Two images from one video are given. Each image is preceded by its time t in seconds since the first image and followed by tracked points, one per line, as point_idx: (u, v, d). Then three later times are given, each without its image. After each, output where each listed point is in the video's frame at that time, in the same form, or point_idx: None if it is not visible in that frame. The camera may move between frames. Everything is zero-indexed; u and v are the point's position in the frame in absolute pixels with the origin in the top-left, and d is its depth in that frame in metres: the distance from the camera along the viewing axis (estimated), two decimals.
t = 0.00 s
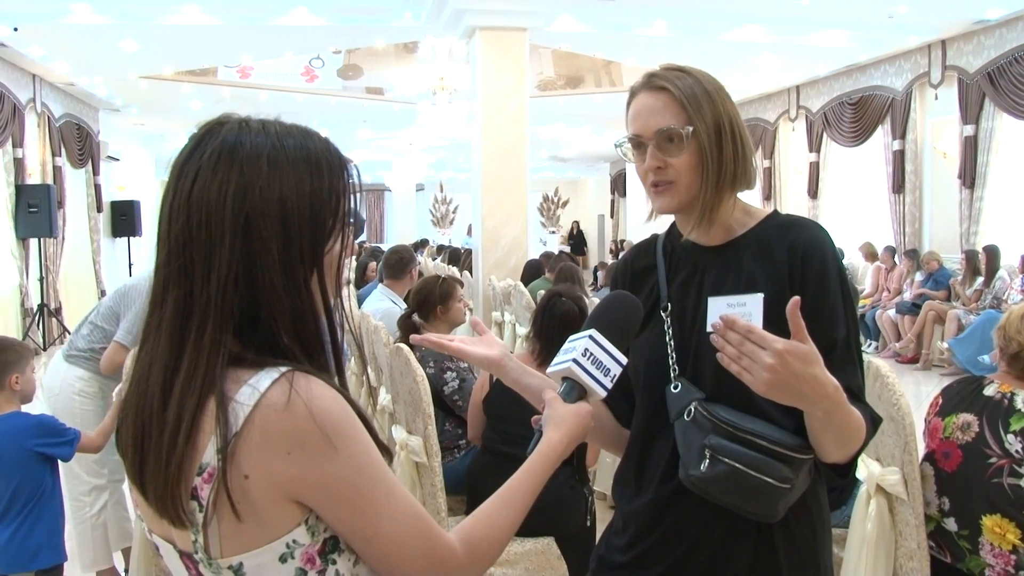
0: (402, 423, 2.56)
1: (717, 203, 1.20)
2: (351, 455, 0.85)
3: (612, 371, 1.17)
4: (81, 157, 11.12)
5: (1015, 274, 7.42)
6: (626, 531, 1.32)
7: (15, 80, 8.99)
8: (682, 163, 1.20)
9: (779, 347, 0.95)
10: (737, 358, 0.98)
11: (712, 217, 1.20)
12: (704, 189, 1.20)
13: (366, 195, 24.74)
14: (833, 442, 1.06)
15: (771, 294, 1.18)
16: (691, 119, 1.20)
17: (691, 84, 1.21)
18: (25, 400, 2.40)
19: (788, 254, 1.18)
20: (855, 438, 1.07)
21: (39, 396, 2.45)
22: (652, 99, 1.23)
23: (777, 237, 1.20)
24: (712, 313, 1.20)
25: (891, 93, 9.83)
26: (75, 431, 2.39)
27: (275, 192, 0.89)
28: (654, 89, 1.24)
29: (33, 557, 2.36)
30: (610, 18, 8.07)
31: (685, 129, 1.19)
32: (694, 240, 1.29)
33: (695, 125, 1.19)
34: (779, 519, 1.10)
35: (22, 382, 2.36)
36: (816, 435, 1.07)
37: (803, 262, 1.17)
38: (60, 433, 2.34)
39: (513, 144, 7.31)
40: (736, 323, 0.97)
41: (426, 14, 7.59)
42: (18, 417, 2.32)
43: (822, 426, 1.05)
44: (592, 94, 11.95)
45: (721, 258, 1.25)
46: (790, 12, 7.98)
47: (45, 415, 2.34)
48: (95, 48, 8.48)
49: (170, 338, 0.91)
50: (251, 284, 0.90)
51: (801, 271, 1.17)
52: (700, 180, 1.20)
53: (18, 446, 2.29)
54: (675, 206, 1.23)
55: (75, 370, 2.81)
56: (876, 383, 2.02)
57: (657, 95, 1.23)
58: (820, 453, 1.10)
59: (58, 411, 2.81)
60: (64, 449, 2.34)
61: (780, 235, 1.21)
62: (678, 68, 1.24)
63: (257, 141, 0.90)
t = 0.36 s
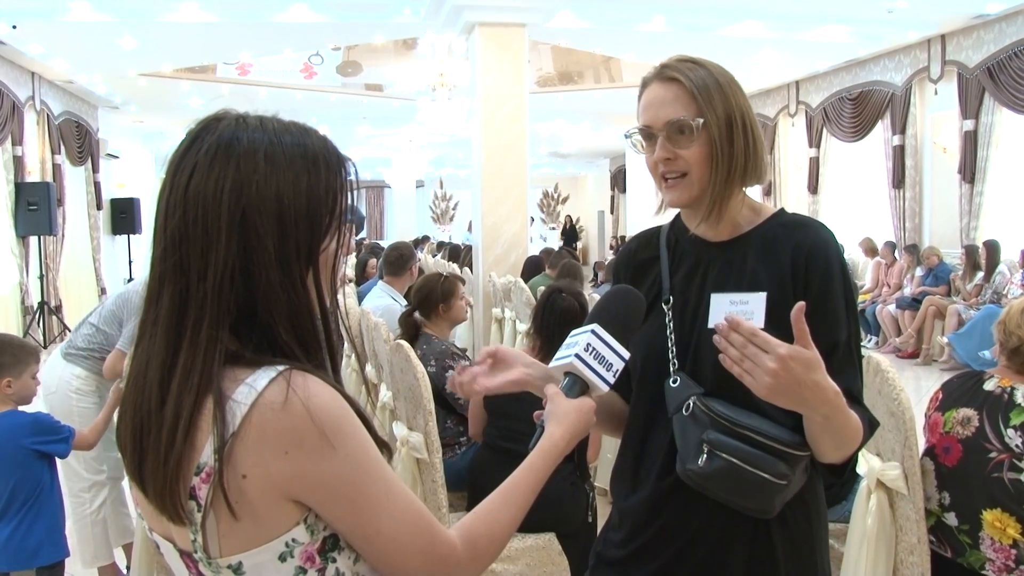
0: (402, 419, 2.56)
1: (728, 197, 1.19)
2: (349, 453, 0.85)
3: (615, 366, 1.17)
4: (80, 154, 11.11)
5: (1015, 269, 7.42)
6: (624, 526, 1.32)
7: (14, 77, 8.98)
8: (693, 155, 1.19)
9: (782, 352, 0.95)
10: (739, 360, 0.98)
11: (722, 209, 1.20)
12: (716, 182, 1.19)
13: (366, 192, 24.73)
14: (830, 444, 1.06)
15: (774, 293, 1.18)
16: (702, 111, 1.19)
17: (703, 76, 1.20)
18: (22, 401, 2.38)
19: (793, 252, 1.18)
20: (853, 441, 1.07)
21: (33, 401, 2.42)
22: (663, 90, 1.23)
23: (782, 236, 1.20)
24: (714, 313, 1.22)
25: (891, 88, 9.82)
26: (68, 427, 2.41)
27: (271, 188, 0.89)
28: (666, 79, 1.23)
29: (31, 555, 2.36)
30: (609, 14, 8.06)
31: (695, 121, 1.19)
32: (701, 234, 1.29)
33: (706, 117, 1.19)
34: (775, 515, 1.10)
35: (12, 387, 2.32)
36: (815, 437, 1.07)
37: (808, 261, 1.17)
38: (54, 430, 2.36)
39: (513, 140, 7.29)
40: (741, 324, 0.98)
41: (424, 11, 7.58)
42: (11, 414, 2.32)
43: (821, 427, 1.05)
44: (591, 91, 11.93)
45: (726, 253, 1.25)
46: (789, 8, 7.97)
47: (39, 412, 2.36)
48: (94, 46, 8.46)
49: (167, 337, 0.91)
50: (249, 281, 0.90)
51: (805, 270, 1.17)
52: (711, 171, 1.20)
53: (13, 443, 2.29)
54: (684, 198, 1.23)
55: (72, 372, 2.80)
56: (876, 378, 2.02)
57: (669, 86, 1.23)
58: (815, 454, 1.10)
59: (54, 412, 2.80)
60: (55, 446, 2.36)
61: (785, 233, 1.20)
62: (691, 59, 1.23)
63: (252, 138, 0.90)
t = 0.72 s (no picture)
0: (404, 416, 2.56)
1: (735, 193, 1.19)
2: (351, 451, 0.85)
3: (618, 362, 1.17)
4: (83, 151, 11.12)
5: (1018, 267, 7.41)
6: (623, 522, 1.32)
7: (17, 74, 8.99)
8: (699, 151, 1.19)
9: (779, 354, 0.95)
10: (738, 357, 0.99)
11: (730, 206, 1.20)
12: (723, 177, 1.19)
13: (368, 188, 24.73)
14: (827, 447, 1.06)
15: (782, 294, 1.18)
16: (708, 106, 1.19)
17: (714, 71, 1.20)
18: (22, 401, 2.38)
19: (801, 252, 1.18)
20: (850, 443, 1.07)
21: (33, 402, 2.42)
22: (673, 85, 1.23)
23: (791, 236, 1.20)
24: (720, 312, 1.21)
25: (894, 86, 9.81)
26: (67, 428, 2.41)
27: (275, 185, 0.89)
28: (677, 75, 1.24)
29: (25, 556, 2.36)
30: (613, 11, 8.05)
31: (703, 116, 1.19)
32: (709, 231, 1.28)
33: (713, 113, 1.19)
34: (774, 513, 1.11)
35: (11, 389, 2.32)
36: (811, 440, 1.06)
37: (817, 262, 1.17)
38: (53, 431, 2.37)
39: (515, 138, 7.29)
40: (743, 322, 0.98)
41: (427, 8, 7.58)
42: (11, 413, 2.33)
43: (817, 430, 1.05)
44: (594, 88, 11.92)
45: (733, 252, 1.25)
46: (792, 5, 7.95)
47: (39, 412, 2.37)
48: (97, 42, 8.46)
49: (170, 333, 0.92)
50: (252, 277, 0.90)
51: (812, 272, 1.17)
52: (718, 167, 1.20)
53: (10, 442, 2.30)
54: (692, 193, 1.23)
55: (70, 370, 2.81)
56: (878, 376, 2.01)
57: (679, 82, 1.23)
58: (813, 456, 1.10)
59: (53, 409, 2.81)
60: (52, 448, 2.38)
61: (794, 233, 1.20)
62: (703, 55, 1.24)
63: (257, 134, 0.90)
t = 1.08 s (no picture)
0: (405, 415, 2.57)
1: (736, 193, 1.19)
2: (352, 452, 0.85)
3: (619, 359, 1.17)
4: (84, 150, 11.14)
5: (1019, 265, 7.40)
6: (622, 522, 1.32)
7: (19, 73, 9.00)
8: (702, 149, 1.19)
9: (776, 351, 0.95)
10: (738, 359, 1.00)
11: (732, 204, 1.20)
12: (725, 175, 1.19)
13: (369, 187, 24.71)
14: (829, 446, 1.07)
15: (783, 296, 1.18)
16: (712, 104, 1.19)
17: (718, 69, 1.21)
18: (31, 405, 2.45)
19: (802, 254, 1.18)
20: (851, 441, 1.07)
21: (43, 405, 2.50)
22: (678, 82, 1.24)
23: (792, 237, 1.20)
24: (723, 313, 1.22)
25: (895, 84, 9.80)
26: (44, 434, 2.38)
27: (275, 185, 0.89)
28: (681, 71, 1.24)
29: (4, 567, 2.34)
30: (613, 10, 8.05)
31: (705, 114, 1.19)
32: (711, 230, 1.28)
33: (716, 111, 1.19)
34: (773, 513, 1.11)
35: (23, 391, 2.41)
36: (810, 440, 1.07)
37: (818, 264, 1.17)
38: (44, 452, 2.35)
39: (517, 136, 7.29)
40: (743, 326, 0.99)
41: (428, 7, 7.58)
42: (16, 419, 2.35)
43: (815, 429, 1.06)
44: (595, 87, 11.92)
45: (734, 251, 1.25)
46: (794, 4, 7.94)
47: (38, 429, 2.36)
48: (98, 41, 8.46)
49: (172, 334, 0.92)
50: (253, 277, 0.91)
51: (814, 274, 1.17)
52: (720, 166, 1.20)
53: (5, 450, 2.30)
54: (693, 191, 1.23)
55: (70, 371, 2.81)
56: (879, 375, 2.01)
57: (683, 79, 1.23)
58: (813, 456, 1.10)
59: (54, 410, 2.82)
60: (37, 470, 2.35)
61: (795, 233, 1.20)
62: (709, 51, 1.24)
63: (255, 134, 0.91)
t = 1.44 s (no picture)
0: (404, 418, 2.57)
1: (730, 195, 1.20)
2: (354, 456, 0.86)
3: (618, 367, 1.17)
4: (83, 155, 11.14)
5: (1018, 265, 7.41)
6: (622, 524, 1.32)
7: (17, 78, 9.00)
8: (702, 145, 1.20)
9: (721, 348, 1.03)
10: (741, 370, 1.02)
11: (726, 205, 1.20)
12: (720, 176, 1.20)
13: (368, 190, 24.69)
14: (839, 436, 1.10)
15: (782, 297, 1.18)
16: (718, 102, 1.20)
17: (730, 68, 1.21)
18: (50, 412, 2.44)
19: (800, 257, 1.18)
20: (860, 429, 1.10)
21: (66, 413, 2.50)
22: (688, 76, 1.24)
23: (791, 237, 1.20)
24: (720, 315, 1.21)
25: (893, 84, 9.81)
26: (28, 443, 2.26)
27: (278, 190, 0.90)
28: (693, 67, 1.24)
29: None
30: (611, 11, 8.06)
31: (710, 111, 1.20)
32: (706, 228, 1.29)
33: (722, 109, 1.20)
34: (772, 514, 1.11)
35: (50, 397, 2.41)
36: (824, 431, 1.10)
37: (818, 266, 1.17)
38: (18, 463, 2.23)
39: (515, 139, 7.30)
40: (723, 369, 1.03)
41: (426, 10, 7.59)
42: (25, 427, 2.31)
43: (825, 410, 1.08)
44: (593, 88, 11.93)
45: (731, 251, 1.25)
46: (792, 5, 7.94)
47: (26, 441, 2.25)
48: (96, 45, 8.46)
49: (174, 337, 0.92)
50: (255, 282, 0.91)
51: (814, 275, 1.17)
52: (717, 166, 1.21)
53: None
54: (688, 188, 1.24)
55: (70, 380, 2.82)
56: (877, 375, 2.02)
57: (694, 74, 1.23)
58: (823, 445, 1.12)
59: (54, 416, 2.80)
60: (5, 476, 2.25)
61: (794, 235, 1.20)
62: (722, 51, 1.24)
63: (260, 139, 0.91)
